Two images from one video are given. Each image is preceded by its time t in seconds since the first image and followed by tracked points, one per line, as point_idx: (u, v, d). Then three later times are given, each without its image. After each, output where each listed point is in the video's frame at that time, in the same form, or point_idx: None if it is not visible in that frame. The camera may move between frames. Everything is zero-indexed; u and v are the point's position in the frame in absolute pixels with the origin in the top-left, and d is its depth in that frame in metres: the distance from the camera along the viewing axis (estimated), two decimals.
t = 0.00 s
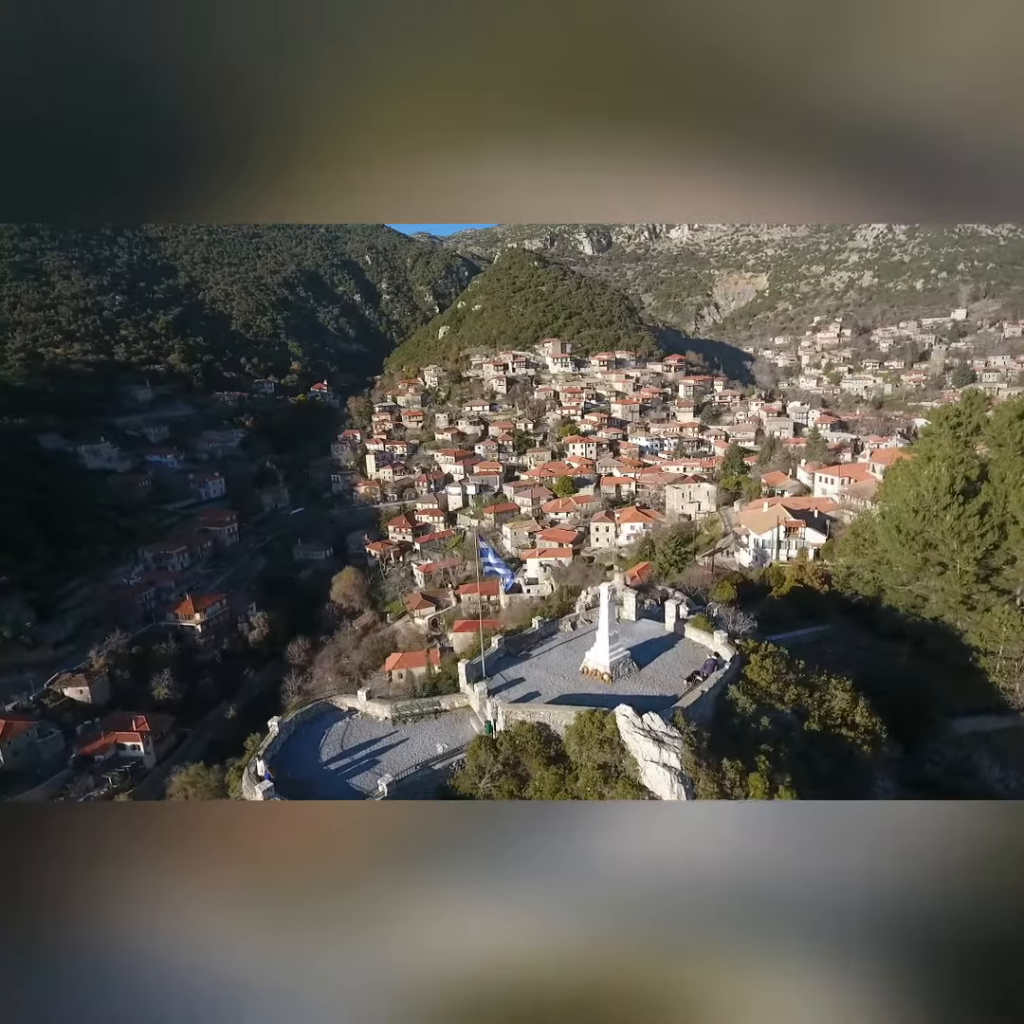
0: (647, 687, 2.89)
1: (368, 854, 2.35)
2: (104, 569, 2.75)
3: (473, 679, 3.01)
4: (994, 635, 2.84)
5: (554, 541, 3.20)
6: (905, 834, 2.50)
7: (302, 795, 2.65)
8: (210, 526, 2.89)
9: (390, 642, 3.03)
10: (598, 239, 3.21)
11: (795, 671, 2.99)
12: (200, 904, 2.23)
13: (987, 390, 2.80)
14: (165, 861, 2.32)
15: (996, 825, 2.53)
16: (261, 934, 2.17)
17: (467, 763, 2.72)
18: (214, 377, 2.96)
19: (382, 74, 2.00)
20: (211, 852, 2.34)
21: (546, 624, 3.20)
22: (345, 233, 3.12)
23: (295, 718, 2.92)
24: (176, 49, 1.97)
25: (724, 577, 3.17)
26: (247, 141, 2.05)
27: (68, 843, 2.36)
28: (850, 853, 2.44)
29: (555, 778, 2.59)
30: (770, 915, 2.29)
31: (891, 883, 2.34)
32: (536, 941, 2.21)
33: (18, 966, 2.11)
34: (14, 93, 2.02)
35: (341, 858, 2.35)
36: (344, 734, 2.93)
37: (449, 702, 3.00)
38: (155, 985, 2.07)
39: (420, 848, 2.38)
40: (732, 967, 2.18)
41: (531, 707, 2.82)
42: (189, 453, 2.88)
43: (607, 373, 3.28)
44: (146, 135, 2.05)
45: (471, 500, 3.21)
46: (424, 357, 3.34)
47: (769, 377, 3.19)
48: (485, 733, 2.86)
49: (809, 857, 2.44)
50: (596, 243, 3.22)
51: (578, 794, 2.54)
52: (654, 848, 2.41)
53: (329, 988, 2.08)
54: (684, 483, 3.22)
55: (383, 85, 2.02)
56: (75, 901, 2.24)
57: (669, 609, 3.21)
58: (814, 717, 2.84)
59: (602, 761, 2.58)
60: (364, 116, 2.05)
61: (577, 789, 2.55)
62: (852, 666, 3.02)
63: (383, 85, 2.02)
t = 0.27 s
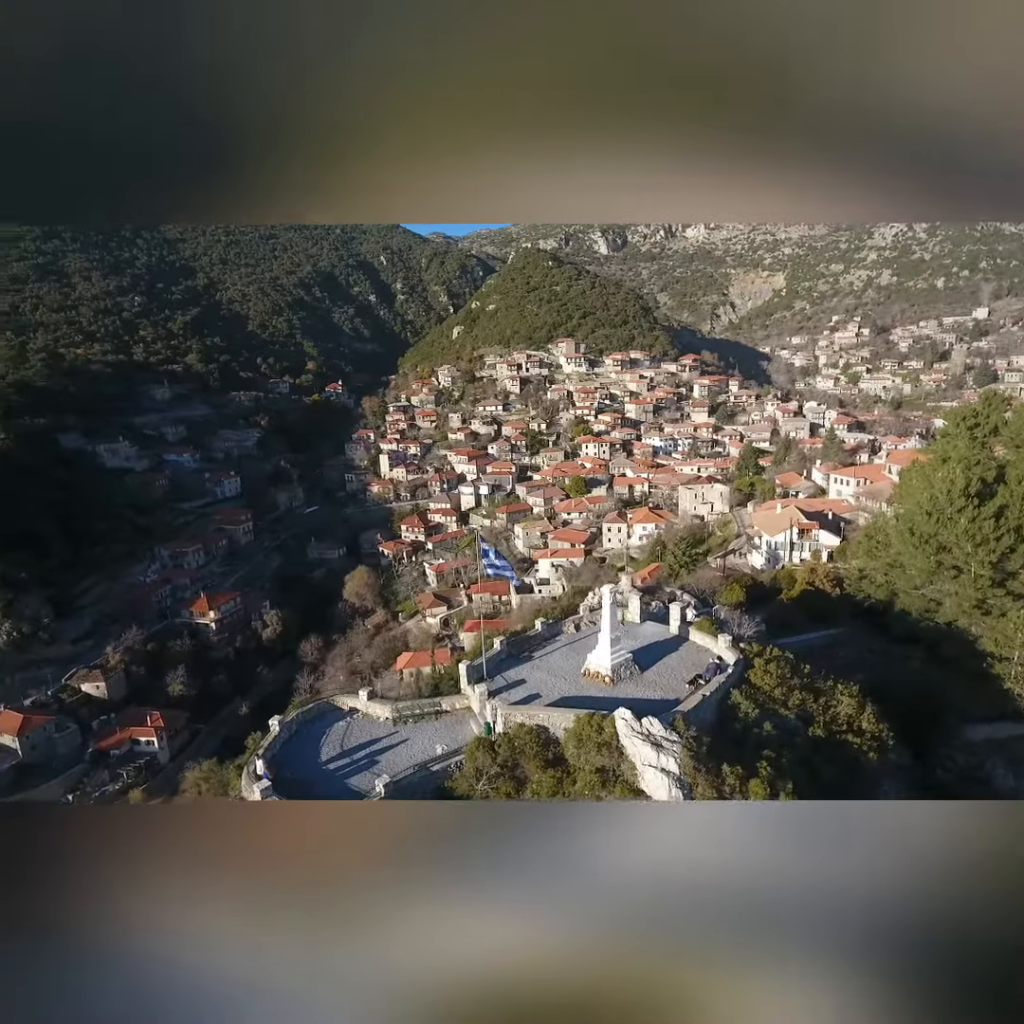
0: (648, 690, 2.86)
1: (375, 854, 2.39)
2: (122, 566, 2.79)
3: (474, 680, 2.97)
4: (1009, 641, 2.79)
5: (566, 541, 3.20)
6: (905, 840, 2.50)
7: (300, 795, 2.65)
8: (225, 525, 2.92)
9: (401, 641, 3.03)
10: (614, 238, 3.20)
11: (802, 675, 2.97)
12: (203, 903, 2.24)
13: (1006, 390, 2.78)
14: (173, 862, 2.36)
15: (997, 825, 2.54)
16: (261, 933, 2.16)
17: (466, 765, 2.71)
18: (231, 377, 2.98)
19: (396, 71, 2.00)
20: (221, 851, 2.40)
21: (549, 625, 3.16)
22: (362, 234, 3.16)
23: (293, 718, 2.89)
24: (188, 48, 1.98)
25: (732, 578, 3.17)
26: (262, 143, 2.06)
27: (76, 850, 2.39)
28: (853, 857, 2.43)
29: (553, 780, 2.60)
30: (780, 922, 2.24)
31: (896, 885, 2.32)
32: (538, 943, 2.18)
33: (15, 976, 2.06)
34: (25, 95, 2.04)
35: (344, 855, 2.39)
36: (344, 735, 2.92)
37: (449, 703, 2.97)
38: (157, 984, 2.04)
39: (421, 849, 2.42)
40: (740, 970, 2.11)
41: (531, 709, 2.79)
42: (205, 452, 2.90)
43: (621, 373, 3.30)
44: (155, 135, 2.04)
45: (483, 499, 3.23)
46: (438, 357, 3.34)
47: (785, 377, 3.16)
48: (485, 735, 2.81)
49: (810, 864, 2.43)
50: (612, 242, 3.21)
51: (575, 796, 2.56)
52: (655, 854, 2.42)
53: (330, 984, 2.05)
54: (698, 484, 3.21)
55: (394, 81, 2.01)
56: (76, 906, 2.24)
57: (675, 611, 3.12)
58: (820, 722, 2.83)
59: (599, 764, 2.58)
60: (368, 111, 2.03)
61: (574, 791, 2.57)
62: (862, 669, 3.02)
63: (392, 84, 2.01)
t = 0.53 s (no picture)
0: (647, 693, 2.95)
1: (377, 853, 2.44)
2: (137, 563, 2.82)
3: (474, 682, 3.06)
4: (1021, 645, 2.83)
5: (575, 541, 3.22)
6: (904, 847, 2.52)
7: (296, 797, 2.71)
8: (239, 523, 2.94)
9: (411, 641, 3.05)
10: (627, 238, 3.25)
11: (803, 680, 3.00)
12: (208, 900, 2.27)
13: None
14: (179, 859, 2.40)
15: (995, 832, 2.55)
16: (266, 928, 2.19)
17: (461, 766, 2.81)
18: (245, 377, 3.01)
19: (411, 73, 2.01)
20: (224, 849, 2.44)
21: (551, 629, 3.25)
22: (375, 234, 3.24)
23: (294, 718, 2.95)
24: (206, 50, 1.99)
25: (739, 579, 3.18)
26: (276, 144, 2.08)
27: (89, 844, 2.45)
28: (852, 863, 2.44)
29: (548, 782, 2.68)
30: (781, 926, 2.24)
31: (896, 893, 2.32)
32: (538, 943, 2.19)
33: (17, 976, 2.08)
34: (40, 96, 2.04)
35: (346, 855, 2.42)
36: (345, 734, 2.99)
37: (449, 708, 3.06)
38: (162, 984, 2.06)
39: (422, 849, 2.46)
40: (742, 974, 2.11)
41: (528, 711, 2.89)
42: (219, 451, 2.93)
43: (634, 372, 3.28)
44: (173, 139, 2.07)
45: (494, 499, 3.21)
46: (450, 357, 3.35)
47: (800, 376, 3.14)
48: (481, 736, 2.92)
49: (810, 869, 2.44)
50: (624, 242, 3.26)
51: (570, 799, 2.63)
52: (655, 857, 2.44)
53: (332, 979, 2.07)
54: (708, 485, 3.16)
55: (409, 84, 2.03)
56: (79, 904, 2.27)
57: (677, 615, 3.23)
58: (821, 727, 2.90)
59: (595, 767, 2.67)
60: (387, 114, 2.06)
61: (569, 794, 2.65)
62: (870, 674, 3.08)
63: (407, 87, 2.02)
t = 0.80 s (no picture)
0: (644, 696, 2.85)
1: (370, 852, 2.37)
2: (149, 561, 2.85)
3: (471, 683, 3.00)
4: None
5: (585, 541, 3.22)
6: (914, 847, 2.42)
7: (290, 796, 2.64)
8: (249, 521, 2.96)
9: (419, 641, 3.06)
10: (639, 238, 3.04)
11: (805, 684, 2.89)
12: (195, 902, 2.24)
13: None
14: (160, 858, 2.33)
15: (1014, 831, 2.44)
16: (259, 932, 2.18)
17: (455, 768, 2.69)
18: (257, 377, 3.03)
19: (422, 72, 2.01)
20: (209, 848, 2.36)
21: (550, 629, 3.20)
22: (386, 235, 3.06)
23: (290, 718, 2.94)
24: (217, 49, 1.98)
25: (746, 579, 3.14)
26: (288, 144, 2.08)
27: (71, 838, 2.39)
28: (860, 870, 2.34)
29: (541, 786, 2.57)
30: (774, 934, 2.22)
31: (898, 901, 2.27)
32: (535, 947, 2.18)
33: (17, 975, 2.11)
34: (40, 95, 2.02)
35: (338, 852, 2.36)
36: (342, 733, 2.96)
37: (447, 709, 3.01)
38: (158, 988, 2.08)
39: (417, 846, 2.39)
40: (727, 983, 2.13)
41: (523, 713, 2.82)
42: (231, 451, 2.95)
43: (644, 372, 3.29)
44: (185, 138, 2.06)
45: (504, 499, 3.27)
46: (460, 357, 3.36)
47: (814, 376, 3.11)
48: (476, 739, 2.84)
49: (813, 873, 2.35)
50: (636, 241, 3.05)
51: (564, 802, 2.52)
52: (653, 857, 2.36)
53: (330, 981, 2.10)
54: (718, 486, 3.19)
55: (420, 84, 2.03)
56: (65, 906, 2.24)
57: (677, 616, 3.15)
58: (824, 733, 2.77)
59: (589, 771, 2.56)
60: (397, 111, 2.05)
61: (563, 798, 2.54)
62: (877, 679, 3.00)
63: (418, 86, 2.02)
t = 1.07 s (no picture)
0: (641, 700, 2.94)
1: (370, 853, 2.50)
2: (161, 560, 2.87)
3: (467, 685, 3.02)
4: None
5: (593, 541, 3.20)
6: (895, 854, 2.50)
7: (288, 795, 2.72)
8: (260, 520, 2.97)
9: (427, 640, 3.05)
10: (651, 236, 3.17)
11: (804, 689, 2.92)
12: (204, 901, 2.35)
13: None
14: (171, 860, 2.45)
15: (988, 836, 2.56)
16: (265, 929, 2.26)
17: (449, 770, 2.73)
18: (269, 377, 3.04)
19: (431, 74, 2.01)
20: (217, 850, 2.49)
21: (549, 631, 3.22)
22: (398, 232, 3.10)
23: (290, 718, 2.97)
24: (233, 50, 1.99)
25: (752, 583, 3.11)
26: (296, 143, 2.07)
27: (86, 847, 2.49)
28: (845, 875, 2.41)
29: (536, 788, 2.62)
30: (764, 938, 2.26)
31: (885, 906, 2.34)
32: (533, 948, 2.23)
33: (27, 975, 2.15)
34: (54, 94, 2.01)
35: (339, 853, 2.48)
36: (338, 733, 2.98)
37: (444, 709, 3.03)
38: (165, 986, 2.12)
39: (414, 848, 2.50)
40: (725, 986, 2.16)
41: (518, 716, 2.84)
42: (243, 450, 2.95)
43: (656, 371, 3.27)
44: (193, 138, 2.06)
45: (512, 500, 3.20)
46: (471, 357, 3.36)
47: (827, 376, 3.09)
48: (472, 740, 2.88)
49: (799, 878, 2.42)
50: (649, 240, 3.17)
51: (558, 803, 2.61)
52: (643, 862, 2.44)
53: (333, 977, 2.16)
54: (728, 487, 3.14)
55: (429, 85, 2.03)
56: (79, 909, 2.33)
57: (676, 619, 3.20)
58: (823, 739, 2.79)
59: (583, 775, 2.62)
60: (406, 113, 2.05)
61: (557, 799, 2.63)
62: (884, 683, 2.95)
63: (427, 87, 2.03)
